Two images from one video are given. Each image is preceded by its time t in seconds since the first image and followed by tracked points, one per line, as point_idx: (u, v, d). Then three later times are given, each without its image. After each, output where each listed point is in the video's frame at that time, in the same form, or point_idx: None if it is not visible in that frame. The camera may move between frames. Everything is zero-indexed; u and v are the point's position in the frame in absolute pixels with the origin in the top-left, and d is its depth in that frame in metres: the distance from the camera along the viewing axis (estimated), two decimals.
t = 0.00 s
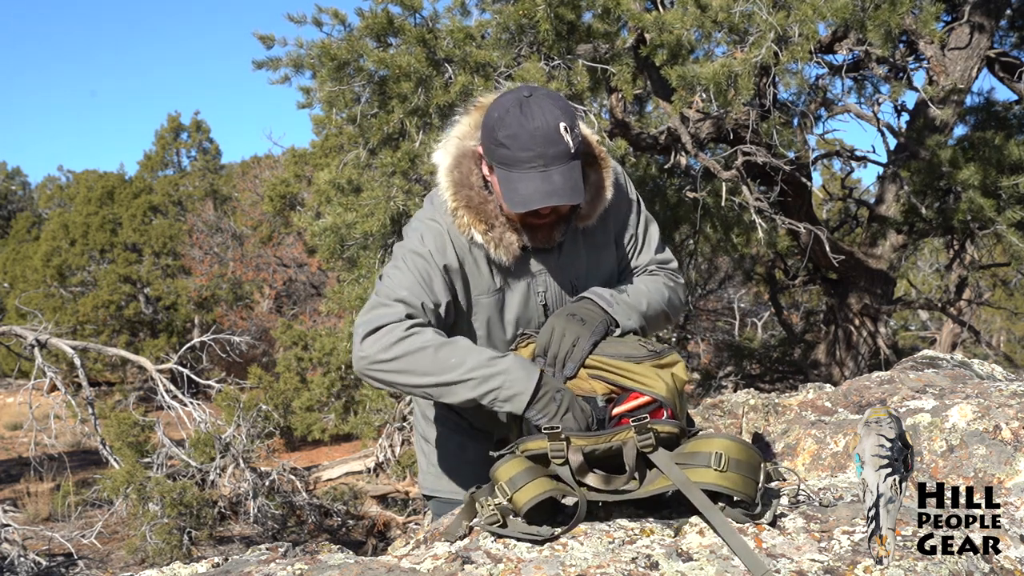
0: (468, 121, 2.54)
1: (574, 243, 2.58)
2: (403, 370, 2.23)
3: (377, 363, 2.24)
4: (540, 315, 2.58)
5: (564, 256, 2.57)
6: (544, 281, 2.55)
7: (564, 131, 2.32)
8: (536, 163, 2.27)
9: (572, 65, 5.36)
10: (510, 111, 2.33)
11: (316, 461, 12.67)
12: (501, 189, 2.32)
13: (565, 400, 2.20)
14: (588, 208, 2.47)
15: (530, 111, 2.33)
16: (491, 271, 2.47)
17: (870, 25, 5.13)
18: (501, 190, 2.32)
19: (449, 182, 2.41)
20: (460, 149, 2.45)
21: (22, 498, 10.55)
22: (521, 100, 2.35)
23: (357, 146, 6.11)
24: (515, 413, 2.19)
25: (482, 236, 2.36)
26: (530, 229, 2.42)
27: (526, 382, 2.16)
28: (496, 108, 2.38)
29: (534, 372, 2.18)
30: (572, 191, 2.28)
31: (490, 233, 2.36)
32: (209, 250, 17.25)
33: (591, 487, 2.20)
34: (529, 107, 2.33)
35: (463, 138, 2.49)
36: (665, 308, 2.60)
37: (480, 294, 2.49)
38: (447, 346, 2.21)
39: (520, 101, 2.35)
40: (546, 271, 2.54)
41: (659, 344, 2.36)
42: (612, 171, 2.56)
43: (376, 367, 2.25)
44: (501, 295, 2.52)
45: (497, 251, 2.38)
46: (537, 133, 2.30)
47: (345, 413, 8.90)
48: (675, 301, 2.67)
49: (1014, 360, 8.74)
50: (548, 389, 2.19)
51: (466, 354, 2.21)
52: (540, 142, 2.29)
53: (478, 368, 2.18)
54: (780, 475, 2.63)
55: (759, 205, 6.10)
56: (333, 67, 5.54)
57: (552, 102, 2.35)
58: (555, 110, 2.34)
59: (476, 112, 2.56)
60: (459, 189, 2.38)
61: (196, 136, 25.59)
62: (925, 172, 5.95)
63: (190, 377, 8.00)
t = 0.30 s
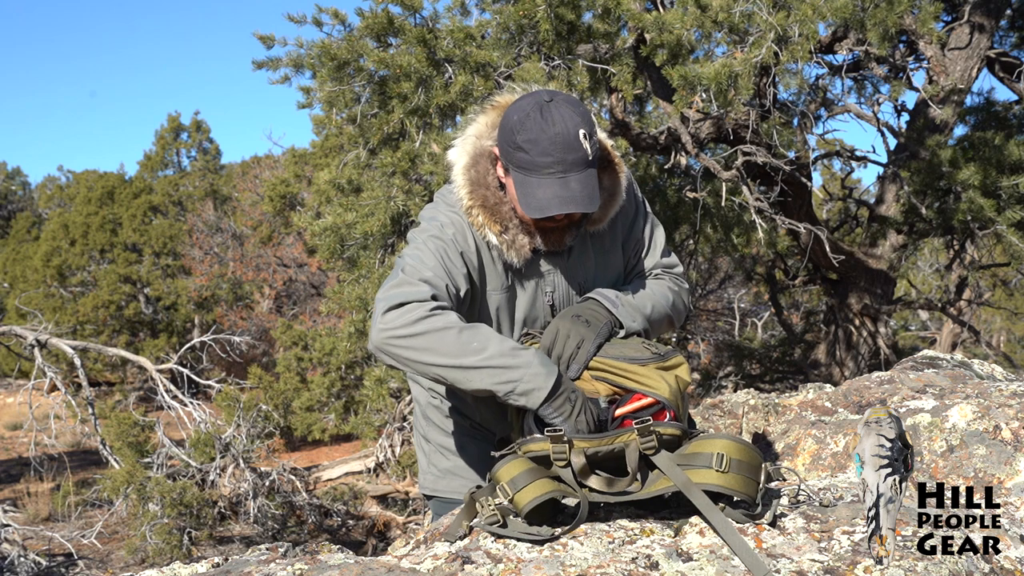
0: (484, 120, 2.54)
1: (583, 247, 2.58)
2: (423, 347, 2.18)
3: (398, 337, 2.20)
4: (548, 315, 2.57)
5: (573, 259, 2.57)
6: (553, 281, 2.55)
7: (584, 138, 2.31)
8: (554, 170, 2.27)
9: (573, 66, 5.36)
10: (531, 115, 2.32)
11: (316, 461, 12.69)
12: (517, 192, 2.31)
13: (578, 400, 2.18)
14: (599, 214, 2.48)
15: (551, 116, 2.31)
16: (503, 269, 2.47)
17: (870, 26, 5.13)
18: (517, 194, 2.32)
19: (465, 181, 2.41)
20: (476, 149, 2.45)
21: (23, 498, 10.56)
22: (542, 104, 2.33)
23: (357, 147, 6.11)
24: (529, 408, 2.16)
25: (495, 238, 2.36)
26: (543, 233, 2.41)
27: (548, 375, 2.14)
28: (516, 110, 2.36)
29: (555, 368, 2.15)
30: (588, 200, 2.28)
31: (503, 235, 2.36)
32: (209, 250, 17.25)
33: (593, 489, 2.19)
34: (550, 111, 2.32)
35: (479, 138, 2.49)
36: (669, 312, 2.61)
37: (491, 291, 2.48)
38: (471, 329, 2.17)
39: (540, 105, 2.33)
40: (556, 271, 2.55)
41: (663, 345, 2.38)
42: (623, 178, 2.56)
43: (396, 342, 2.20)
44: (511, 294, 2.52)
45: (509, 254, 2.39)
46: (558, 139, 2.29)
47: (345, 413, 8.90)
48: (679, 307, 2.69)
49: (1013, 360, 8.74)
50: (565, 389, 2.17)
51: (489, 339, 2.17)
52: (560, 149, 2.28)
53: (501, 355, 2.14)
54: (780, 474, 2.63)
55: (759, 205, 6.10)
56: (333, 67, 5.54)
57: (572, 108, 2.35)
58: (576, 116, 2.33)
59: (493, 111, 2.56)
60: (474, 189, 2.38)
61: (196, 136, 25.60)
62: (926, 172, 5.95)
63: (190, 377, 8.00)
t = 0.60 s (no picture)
0: (490, 112, 2.54)
1: (581, 243, 2.58)
2: (395, 363, 2.22)
3: (371, 354, 2.24)
4: (546, 312, 2.56)
5: (571, 255, 2.56)
6: (551, 277, 2.54)
7: (587, 130, 2.31)
8: (556, 159, 2.26)
9: (573, 66, 5.37)
10: (536, 104, 2.32)
11: (316, 461, 12.69)
12: (519, 182, 2.31)
13: (549, 404, 2.17)
14: (598, 211, 2.49)
15: (557, 106, 2.31)
16: (497, 265, 2.47)
17: (870, 26, 5.13)
18: (518, 184, 2.32)
19: (467, 171, 2.41)
20: (480, 138, 2.46)
21: (23, 498, 10.56)
22: (548, 94, 2.33)
23: (357, 147, 6.11)
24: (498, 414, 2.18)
25: (493, 229, 2.36)
26: (542, 224, 2.41)
27: (511, 385, 2.14)
28: (522, 99, 2.36)
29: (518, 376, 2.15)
30: (587, 191, 2.28)
31: (500, 227, 2.36)
32: (209, 250, 17.25)
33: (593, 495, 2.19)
34: (555, 102, 2.32)
35: (484, 128, 2.49)
36: (667, 316, 2.60)
37: (484, 287, 2.48)
38: (439, 344, 2.19)
39: (546, 95, 2.33)
40: (554, 266, 2.54)
41: (663, 351, 2.35)
42: (626, 176, 2.56)
43: (370, 358, 2.24)
44: (506, 290, 2.51)
45: (506, 246, 2.38)
46: (561, 129, 2.29)
47: (345, 413, 8.89)
48: (678, 310, 2.68)
49: (1014, 360, 8.74)
50: (532, 394, 2.16)
51: (457, 352, 2.18)
52: (563, 139, 2.28)
53: (466, 369, 2.16)
54: (780, 475, 2.63)
55: (759, 205, 6.10)
56: (334, 67, 5.54)
57: (578, 100, 2.34)
58: (581, 108, 2.33)
59: (498, 103, 2.56)
60: (475, 179, 2.38)
61: (196, 136, 25.61)
62: (926, 172, 5.95)
63: (190, 377, 7.99)
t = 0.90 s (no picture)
0: (483, 114, 2.54)
1: (579, 242, 2.58)
2: (402, 366, 2.22)
3: (377, 359, 2.24)
4: (545, 312, 2.56)
5: (569, 254, 2.56)
6: (549, 276, 2.54)
7: (581, 126, 2.32)
8: (551, 155, 2.26)
9: (573, 66, 5.37)
10: (529, 102, 2.32)
11: (316, 461, 12.69)
12: (514, 180, 2.31)
13: (560, 401, 2.17)
14: (595, 207, 2.49)
15: (549, 104, 2.32)
16: (497, 266, 2.47)
17: (870, 26, 5.13)
18: (513, 182, 2.32)
19: (462, 172, 2.42)
20: (473, 141, 2.46)
21: (23, 498, 10.55)
22: (539, 93, 2.34)
23: (357, 147, 6.11)
24: (510, 412, 2.18)
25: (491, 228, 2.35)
26: (539, 222, 2.41)
27: (523, 383, 2.15)
28: (514, 99, 2.36)
29: (530, 373, 2.16)
30: (583, 186, 2.28)
31: (498, 225, 2.35)
32: (209, 250, 17.25)
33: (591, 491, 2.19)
34: (547, 100, 2.33)
35: (477, 131, 2.50)
36: (666, 314, 2.60)
37: (484, 289, 2.48)
38: (446, 344, 2.20)
39: (538, 94, 2.33)
40: (553, 266, 2.54)
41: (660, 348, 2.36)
42: (621, 172, 2.57)
43: (377, 362, 2.25)
44: (506, 291, 2.51)
45: (504, 244, 2.38)
46: (554, 126, 2.29)
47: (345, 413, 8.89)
48: (676, 308, 2.68)
49: (1013, 360, 8.74)
50: (545, 391, 2.17)
51: (465, 352, 2.19)
52: (557, 135, 2.28)
53: (476, 368, 2.17)
54: (780, 475, 2.63)
55: (759, 205, 6.10)
56: (334, 67, 5.54)
57: (570, 97, 2.35)
58: (574, 105, 2.33)
59: (491, 105, 2.57)
60: (470, 180, 2.39)
61: (196, 136, 25.61)
62: (925, 172, 5.95)
63: (190, 377, 7.99)
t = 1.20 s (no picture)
0: (486, 115, 2.54)
1: (583, 243, 2.58)
2: (423, 357, 2.19)
3: (398, 345, 2.21)
4: (547, 313, 2.57)
5: (573, 255, 2.57)
6: (553, 278, 2.55)
7: (585, 128, 2.31)
8: (554, 158, 2.26)
9: (573, 65, 5.37)
10: (531, 105, 2.32)
11: (316, 461, 12.69)
12: (518, 182, 2.31)
13: (579, 411, 2.16)
14: (599, 209, 2.49)
15: (552, 106, 2.31)
16: (504, 265, 2.47)
17: (870, 26, 5.13)
18: (517, 185, 2.32)
19: (466, 174, 2.41)
20: (477, 142, 2.46)
21: (23, 499, 10.56)
22: (542, 95, 2.33)
23: (357, 147, 6.12)
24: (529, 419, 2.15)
25: (496, 230, 2.36)
26: (543, 226, 2.41)
27: (548, 388, 2.13)
28: (517, 101, 2.36)
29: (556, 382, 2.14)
30: (587, 188, 2.28)
31: (504, 228, 2.37)
32: (209, 250, 17.26)
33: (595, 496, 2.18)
34: (550, 101, 2.32)
35: (480, 131, 2.49)
36: (667, 313, 2.61)
37: (493, 288, 2.48)
38: (470, 339, 2.17)
39: (541, 95, 2.33)
40: (557, 267, 2.54)
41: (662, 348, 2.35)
42: (623, 173, 2.57)
43: (397, 349, 2.21)
44: (511, 292, 2.51)
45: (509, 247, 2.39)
46: (558, 128, 2.28)
47: (345, 413, 8.88)
48: (678, 308, 2.68)
49: (1013, 360, 8.74)
50: (565, 401, 2.15)
51: (489, 350, 2.16)
52: (561, 137, 2.28)
53: (500, 368, 2.14)
54: (780, 474, 2.63)
55: (759, 205, 6.10)
56: (334, 67, 5.54)
57: (573, 99, 2.34)
58: (576, 107, 2.33)
59: (494, 106, 2.56)
60: (474, 182, 2.39)
61: (196, 136, 25.62)
62: (926, 172, 5.95)
63: (190, 377, 7.98)
